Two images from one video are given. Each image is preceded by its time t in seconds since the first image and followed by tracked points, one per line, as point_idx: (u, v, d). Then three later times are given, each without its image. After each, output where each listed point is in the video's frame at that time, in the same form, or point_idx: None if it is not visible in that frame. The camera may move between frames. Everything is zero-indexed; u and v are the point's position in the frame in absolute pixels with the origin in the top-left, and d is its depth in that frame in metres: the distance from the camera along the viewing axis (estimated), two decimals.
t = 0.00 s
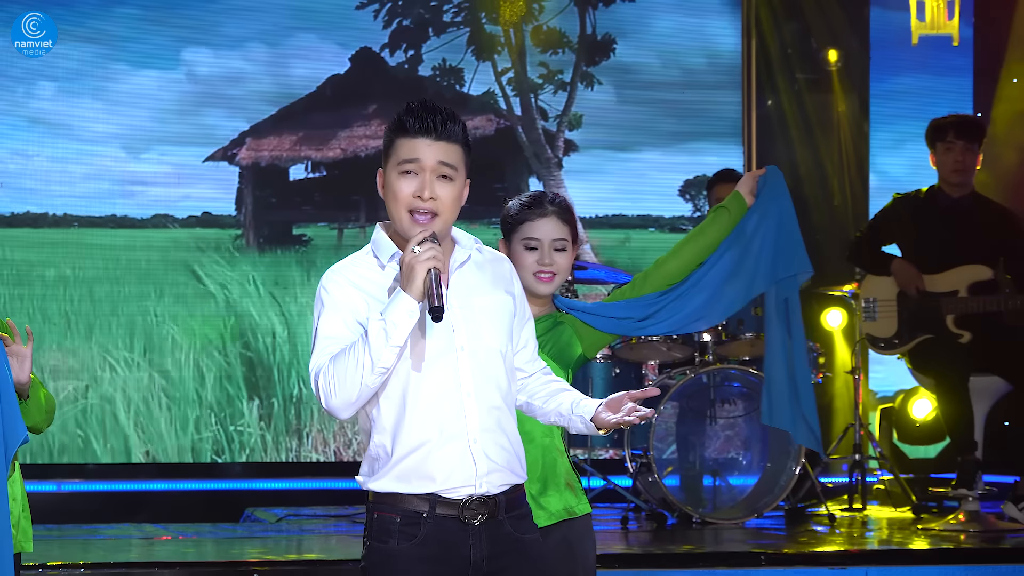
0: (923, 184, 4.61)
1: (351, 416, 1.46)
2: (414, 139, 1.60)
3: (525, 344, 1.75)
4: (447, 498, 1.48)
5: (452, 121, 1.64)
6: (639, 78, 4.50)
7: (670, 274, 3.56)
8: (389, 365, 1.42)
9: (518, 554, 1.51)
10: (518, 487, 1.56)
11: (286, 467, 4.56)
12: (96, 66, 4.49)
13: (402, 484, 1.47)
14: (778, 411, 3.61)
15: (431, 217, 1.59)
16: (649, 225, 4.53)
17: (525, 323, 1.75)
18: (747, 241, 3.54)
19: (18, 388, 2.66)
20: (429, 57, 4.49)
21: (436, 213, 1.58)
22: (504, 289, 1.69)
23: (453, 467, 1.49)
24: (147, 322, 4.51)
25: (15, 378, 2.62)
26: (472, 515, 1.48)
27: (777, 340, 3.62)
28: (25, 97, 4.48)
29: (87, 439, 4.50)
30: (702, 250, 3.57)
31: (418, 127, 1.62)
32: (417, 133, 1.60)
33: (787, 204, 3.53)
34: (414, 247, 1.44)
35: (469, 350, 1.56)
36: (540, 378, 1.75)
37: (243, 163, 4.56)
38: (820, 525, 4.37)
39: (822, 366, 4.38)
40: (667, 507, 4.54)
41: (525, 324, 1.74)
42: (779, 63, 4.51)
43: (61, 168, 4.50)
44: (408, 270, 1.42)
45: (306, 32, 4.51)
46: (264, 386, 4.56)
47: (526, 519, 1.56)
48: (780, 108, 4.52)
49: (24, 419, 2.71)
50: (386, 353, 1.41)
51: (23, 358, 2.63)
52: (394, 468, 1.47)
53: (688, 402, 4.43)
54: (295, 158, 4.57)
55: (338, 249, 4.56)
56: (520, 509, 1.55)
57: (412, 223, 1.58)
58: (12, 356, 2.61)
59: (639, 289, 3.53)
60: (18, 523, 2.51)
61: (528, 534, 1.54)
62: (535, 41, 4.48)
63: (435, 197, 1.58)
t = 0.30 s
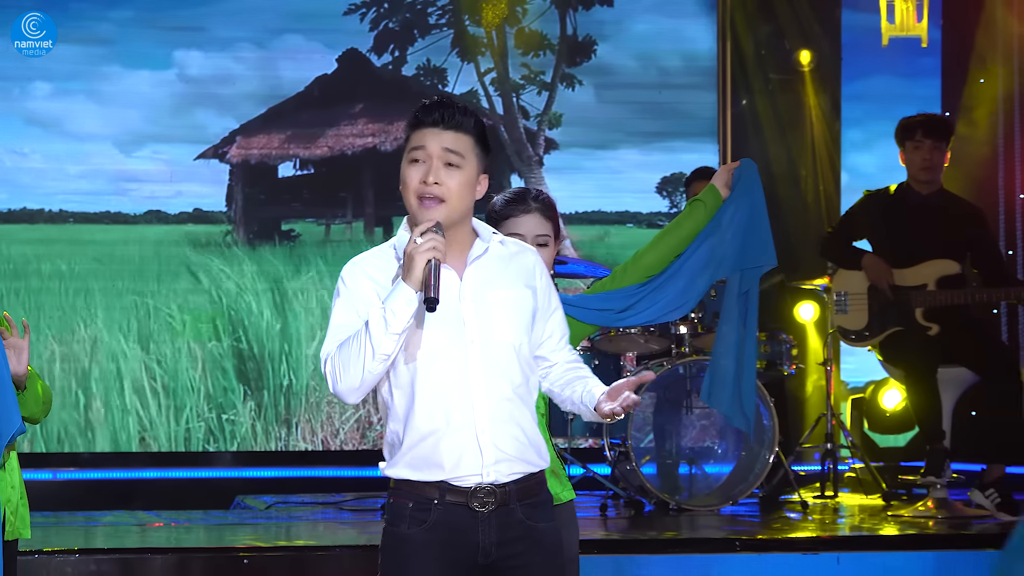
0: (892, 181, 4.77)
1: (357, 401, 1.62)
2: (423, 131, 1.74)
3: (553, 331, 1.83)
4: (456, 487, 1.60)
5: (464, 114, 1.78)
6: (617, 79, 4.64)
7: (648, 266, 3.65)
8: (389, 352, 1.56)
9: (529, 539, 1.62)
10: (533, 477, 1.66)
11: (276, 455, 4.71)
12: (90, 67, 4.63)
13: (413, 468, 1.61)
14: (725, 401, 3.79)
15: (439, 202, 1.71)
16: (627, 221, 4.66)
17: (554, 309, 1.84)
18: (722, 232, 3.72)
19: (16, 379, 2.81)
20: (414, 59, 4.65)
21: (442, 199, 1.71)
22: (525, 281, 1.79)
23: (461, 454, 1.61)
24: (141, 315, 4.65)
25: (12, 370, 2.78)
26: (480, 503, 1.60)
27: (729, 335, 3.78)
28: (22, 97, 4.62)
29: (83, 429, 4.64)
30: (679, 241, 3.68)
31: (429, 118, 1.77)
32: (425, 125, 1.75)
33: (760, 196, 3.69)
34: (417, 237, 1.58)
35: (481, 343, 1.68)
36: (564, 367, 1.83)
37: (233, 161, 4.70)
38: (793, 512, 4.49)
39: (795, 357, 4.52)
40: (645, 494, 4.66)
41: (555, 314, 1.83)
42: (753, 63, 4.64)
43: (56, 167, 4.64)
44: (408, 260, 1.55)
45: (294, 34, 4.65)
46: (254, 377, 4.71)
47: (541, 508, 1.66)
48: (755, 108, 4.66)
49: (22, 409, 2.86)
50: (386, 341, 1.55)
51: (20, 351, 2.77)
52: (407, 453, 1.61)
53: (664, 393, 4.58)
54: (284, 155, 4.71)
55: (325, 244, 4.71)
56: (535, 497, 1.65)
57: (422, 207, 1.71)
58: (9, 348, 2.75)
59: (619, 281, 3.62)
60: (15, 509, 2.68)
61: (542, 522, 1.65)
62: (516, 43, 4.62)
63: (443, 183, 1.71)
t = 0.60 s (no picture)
0: (865, 180, 4.94)
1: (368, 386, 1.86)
2: (444, 144, 1.89)
3: (579, 320, 2.00)
4: (472, 476, 1.81)
5: (486, 123, 1.91)
6: (598, 77, 4.78)
7: (632, 261, 4.04)
8: (392, 342, 1.77)
9: (546, 526, 1.81)
10: (547, 465, 1.85)
11: (267, 444, 4.85)
12: (87, 67, 4.78)
13: (431, 451, 1.83)
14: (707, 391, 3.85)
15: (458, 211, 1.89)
16: (609, 218, 4.83)
17: (581, 301, 2.00)
18: (704, 231, 3.97)
19: (20, 368, 2.95)
20: (402, 59, 4.82)
21: (460, 210, 1.88)
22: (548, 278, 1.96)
23: (473, 439, 1.82)
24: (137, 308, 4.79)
25: (17, 359, 2.93)
26: (496, 492, 1.79)
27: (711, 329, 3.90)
28: (19, 97, 4.77)
29: (81, 419, 4.77)
30: (661, 240, 4.03)
31: (452, 128, 1.91)
32: (447, 137, 1.90)
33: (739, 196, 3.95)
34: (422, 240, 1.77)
35: (496, 337, 1.87)
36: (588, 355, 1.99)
37: (226, 159, 4.86)
38: (770, 499, 4.60)
39: (772, 349, 4.65)
40: (626, 483, 4.76)
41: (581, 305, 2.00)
42: (730, 64, 4.79)
43: (53, 164, 4.79)
44: (415, 257, 1.75)
45: (284, 35, 4.80)
46: (248, 368, 4.85)
47: (558, 498, 1.85)
48: (732, 106, 4.81)
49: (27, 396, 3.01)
50: (389, 333, 1.76)
51: (23, 341, 2.92)
52: (425, 434, 1.84)
53: (644, 383, 4.73)
54: (275, 154, 4.87)
55: (315, 239, 4.87)
56: (550, 486, 1.84)
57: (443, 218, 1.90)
58: (13, 338, 2.90)
59: (603, 277, 4.05)
60: (19, 494, 2.91)
61: (559, 511, 1.83)
62: (500, 44, 4.78)
63: (462, 195, 1.88)
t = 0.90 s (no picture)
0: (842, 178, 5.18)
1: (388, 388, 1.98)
2: (459, 148, 1.93)
3: (593, 315, 2.05)
4: (484, 466, 1.89)
5: (500, 128, 1.95)
6: (584, 77, 5.01)
7: (620, 257, 4.02)
8: (405, 351, 1.88)
9: (555, 514, 1.88)
10: (559, 456, 1.92)
11: (263, 433, 5.03)
12: (87, 68, 4.95)
13: (448, 444, 1.93)
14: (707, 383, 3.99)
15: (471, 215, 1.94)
16: (594, 214, 5.04)
17: (595, 297, 2.06)
18: (689, 229, 4.06)
19: (23, 360, 3.09)
20: (392, 59, 5.03)
21: (472, 215, 1.93)
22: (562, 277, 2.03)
23: (486, 434, 1.90)
24: (137, 302, 4.96)
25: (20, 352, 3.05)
26: (506, 481, 1.86)
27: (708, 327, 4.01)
28: (22, 97, 4.95)
29: (81, 410, 4.93)
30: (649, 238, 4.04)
31: (468, 132, 1.95)
32: (461, 142, 1.94)
33: (725, 196, 4.05)
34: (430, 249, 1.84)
35: (508, 336, 1.95)
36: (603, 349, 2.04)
37: (222, 157, 5.04)
38: (750, 486, 4.76)
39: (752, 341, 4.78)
40: (611, 471, 4.90)
41: (595, 301, 2.05)
42: (711, 64, 4.96)
43: (55, 162, 4.97)
44: (423, 271, 1.82)
45: (279, 37, 5.00)
46: (243, 359, 5.02)
47: (570, 487, 1.91)
48: (714, 106, 4.98)
49: (31, 388, 3.11)
50: (401, 344, 1.87)
51: (26, 335, 3.04)
52: (442, 429, 1.94)
53: (629, 375, 4.88)
54: (270, 152, 5.06)
55: (310, 234, 5.05)
56: (561, 475, 1.90)
57: (457, 221, 1.94)
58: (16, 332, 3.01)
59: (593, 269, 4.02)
60: (24, 483, 2.98)
61: (570, 499, 1.90)
62: (487, 46, 5.01)
63: (476, 199, 1.93)
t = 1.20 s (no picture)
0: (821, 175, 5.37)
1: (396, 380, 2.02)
2: (466, 148, 1.98)
3: (596, 311, 2.08)
4: (490, 458, 1.91)
5: (505, 128, 1.99)
6: (571, 77, 5.18)
7: (612, 255, 3.77)
8: (410, 345, 1.93)
9: (559, 501, 1.91)
10: (563, 447, 1.94)
11: (257, 424, 5.18)
12: (89, 68, 5.12)
13: (455, 439, 1.95)
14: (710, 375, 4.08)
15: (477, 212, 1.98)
16: (582, 209, 5.21)
17: (598, 294, 2.08)
18: (674, 226, 4.05)
19: (28, 354, 3.19)
20: (386, 59, 5.18)
21: (479, 211, 1.97)
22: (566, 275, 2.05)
23: (491, 429, 1.92)
24: (137, 295, 5.12)
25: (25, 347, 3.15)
26: (511, 471, 1.89)
27: (708, 325, 4.09)
28: (26, 96, 5.11)
29: (81, 401, 5.09)
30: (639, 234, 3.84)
31: (474, 132, 2.00)
32: (468, 141, 1.99)
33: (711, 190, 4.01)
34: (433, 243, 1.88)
35: (514, 334, 1.97)
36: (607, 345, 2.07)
37: (221, 154, 5.19)
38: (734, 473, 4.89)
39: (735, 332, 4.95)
40: (598, 459, 5.01)
41: (599, 298, 2.08)
42: (696, 64, 5.15)
43: (57, 159, 5.12)
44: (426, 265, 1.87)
45: (275, 38, 5.15)
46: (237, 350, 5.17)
47: (573, 475, 1.94)
48: (698, 105, 5.17)
49: (37, 381, 3.23)
50: (405, 337, 1.92)
51: (31, 329, 3.14)
52: (448, 424, 1.96)
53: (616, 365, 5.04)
54: (267, 149, 5.21)
55: (305, 230, 5.21)
56: (564, 464, 1.93)
57: (463, 218, 1.99)
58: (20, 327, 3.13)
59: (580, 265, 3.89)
60: (32, 471, 3.12)
61: (574, 487, 1.93)
62: (478, 46, 5.16)
63: (483, 197, 1.97)
